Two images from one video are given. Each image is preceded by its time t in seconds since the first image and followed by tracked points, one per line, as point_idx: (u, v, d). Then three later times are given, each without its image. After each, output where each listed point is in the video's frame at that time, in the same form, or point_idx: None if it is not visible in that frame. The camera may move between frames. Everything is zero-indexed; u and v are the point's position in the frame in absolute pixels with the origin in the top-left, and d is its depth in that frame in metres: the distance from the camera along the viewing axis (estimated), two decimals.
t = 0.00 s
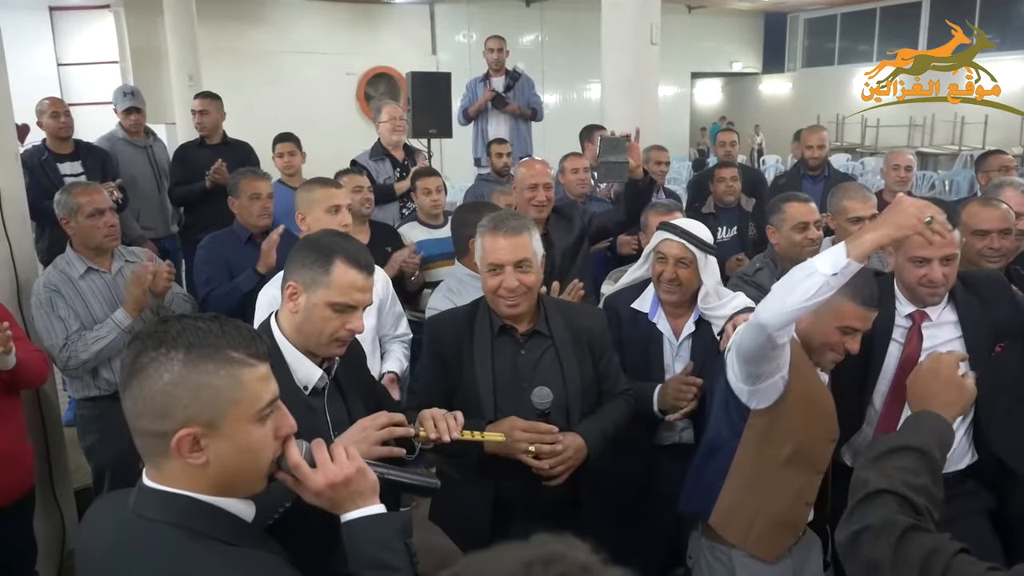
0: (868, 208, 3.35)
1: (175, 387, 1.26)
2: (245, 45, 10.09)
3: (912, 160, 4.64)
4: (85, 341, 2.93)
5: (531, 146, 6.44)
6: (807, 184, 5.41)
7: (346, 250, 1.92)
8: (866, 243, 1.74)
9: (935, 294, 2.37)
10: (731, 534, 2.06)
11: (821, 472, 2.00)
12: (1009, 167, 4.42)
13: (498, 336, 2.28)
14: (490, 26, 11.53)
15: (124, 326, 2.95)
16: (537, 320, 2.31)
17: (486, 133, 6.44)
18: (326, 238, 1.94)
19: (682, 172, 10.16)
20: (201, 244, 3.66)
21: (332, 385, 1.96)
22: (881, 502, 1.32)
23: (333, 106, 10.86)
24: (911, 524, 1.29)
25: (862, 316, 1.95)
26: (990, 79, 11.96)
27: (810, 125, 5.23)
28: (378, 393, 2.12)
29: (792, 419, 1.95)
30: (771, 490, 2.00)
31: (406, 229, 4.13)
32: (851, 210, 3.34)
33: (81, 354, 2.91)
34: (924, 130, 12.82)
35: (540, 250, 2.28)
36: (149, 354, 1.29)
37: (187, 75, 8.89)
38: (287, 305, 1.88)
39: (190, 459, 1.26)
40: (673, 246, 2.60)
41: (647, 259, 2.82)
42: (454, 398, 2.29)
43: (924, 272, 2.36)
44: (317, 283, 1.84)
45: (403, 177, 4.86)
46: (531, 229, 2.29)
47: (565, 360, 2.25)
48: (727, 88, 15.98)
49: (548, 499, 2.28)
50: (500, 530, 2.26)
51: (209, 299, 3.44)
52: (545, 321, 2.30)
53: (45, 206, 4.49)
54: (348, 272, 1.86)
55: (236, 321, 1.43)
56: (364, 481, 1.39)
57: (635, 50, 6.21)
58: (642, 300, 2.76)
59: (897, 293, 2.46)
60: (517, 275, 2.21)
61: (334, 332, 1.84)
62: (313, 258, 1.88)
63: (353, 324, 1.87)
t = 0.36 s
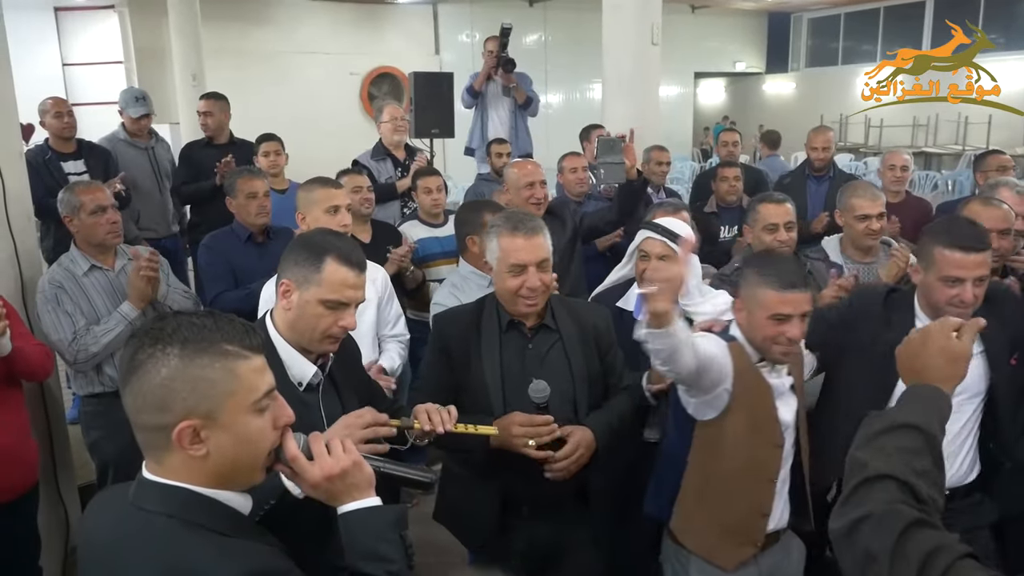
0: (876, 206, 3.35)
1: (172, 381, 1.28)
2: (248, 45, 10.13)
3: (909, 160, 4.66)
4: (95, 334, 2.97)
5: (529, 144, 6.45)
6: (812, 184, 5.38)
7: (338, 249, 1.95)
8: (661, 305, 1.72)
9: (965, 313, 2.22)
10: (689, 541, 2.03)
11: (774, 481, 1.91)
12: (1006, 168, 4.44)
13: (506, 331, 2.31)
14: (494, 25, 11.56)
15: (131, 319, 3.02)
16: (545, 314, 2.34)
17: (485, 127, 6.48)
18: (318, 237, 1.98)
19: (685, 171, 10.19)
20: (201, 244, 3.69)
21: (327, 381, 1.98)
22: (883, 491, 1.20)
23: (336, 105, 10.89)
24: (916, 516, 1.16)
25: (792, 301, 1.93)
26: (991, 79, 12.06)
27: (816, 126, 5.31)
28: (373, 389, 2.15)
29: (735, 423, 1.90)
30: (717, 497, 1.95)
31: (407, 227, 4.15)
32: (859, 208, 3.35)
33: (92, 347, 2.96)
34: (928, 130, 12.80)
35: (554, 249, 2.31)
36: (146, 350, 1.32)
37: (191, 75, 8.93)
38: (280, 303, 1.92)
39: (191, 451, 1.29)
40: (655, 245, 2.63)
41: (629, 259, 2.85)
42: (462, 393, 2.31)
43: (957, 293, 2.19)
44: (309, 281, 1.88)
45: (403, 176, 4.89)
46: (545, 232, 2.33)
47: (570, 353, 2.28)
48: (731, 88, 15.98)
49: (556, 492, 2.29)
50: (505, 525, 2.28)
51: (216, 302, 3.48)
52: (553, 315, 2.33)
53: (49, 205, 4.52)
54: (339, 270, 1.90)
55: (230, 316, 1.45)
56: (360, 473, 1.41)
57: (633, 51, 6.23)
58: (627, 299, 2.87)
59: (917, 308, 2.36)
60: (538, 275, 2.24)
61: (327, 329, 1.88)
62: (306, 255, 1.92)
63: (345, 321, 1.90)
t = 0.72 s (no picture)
0: (888, 206, 3.35)
1: (177, 377, 1.32)
2: (253, 45, 10.17)
3: (906, 161, 4.69)
4: (96, 335, 3.00)
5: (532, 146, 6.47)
6: (815, 184, 5.38)
7: (329, 248, 1.99)
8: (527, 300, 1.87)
9: (990, 293, 2.19)
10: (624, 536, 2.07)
11: (706, 483, 1.95)
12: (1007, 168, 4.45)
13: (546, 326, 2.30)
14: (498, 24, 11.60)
15: (132, 321, 3.03)
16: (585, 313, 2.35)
17: (489, 125, 6.51)
18: (310, 237, 2.02)
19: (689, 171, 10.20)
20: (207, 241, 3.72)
21: (326, 378, 2.01)
22: None
23: (341, 105, 10.93)
24: None
25: (729, 291, 1.97)
26: (990, 79, 12.12)
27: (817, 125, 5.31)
28: (372, 388, 2.19)
29: (674, 421, 1.96)
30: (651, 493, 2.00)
31: (410, 227, 4.19)
32: (877, 208, 3.35)
33: (91, 349, 2.98)
34: (934, 130, 12.79)
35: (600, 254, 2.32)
36: (152, 347, 1.35)
37: (197, 76, 8.96)
38: (276, 303, 1.97)
39: (195, 446, 1.32)
40: (639, 247, 2.67)
41: (611, 259, 2.87)
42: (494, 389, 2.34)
43: (986, 272, 2.17)
44: (300, 280, 1.92)
45: (406, 176, 4.92)
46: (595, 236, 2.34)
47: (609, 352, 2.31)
48: (735, 87, 15.97)
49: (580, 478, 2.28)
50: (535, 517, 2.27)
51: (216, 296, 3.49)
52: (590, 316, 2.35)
53: (56, 204, 4.56)
54: (330, 269, 1.94)
55: (234, 314, 1.49)
56: (360, 467, 1.44)
57: (635, 52, 6.26)
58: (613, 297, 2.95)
59: (938, 293, 2.30)
60: (584, 277, 2.26)
61: (321, 327, 1.92)
62: (298, 255, 1.96)
63: (339, 318, 1.94)
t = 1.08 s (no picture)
0: (868, 210, 3.39)
1: (195, 384, 1.35)
2: (258, 46, 10.22)
3: (905, 163, 4.71)
4: (109, 332, 3.05)
5: (536, 148, 6.50)
6: (815, 185, 5.39)
7: (327, 252, 2.03)
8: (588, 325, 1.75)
9: (949, 304, 2.23)
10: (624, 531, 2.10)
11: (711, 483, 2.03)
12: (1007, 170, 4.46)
13: (544, 330, 2.34)
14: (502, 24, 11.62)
15: (145, 317, 3.10)
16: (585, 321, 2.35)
17: (493, 127, 6.55)
18: (309, 242, 2.05)
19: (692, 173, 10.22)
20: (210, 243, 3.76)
21: (327, 378, 2.05)
22: None
23: (345, 105, 10.97)
24: None
25: (760, 290, 2.01)
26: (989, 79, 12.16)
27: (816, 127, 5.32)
28: (376, 389, 2.22)
29: (688, 422, 1.99)
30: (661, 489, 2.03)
31: (413, 228, 4.25)
32: (851, 212, 3.40)
33: (106, 345, 3.03)
34: (938, 130, 12.78)
35: (598, 260, 2.35)
36: (170, 354, 1.39)
37: (202, 77, 9.00)
38: (277, 306, 2.02)
39: (209, 451, 1.36)
40: (653, 246, 2.70)
41: (622, 260, 2.89)
42: (496, 388, 2.40)
43: (936, 281, 2.22)
44: (299, 285, 1.96)
45: (410, 178, 4.95)
46: (592, 243, 2.36)
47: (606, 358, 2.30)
48: (739, 88, 15.97)
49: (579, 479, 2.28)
50: (533, 514, 2.29)
51: (226, 297, 3.59)
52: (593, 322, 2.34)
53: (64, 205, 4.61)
54: (328, 274, 1.97)
55: (250, 321, 1.52)
56: (370, 469, 1.47)
57: (637, 53, 6.28)
58: (624, 298, 2.97)
59: (904, 305, 2.34)
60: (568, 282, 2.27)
61: (321, 330, 1.96)
62: (295, 261, 2.00)
63: (338, 321, 1.98)
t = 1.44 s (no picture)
0: (842, 210, 3.46)
1: (191, 377, 1.38)
2: (254, 46, 10.24)
3: (897, 163, 4.76)
4: (103, 330, 3.07)
5: (531, 148, 6.53)
6: (806, 185, 5.44)
7: (322, 249, 2.04)
8: (761, 240, 1.88)
9: (904, 308, 2.25)
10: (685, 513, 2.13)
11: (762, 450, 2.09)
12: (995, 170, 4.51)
13: (517, 326, 2.37)
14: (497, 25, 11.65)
15: (138, 316, 3.11)
16: (556, 312, 2.39)
17: (489, 127, 6.59)
18: (305, 238, 2.08)
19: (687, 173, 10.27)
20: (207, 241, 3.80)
21: (323, 372, 2.09)
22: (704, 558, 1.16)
23: (341, 106, 10.99)
24: None
25: (772, 277, 2.20)
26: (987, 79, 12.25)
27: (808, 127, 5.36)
28: (371, 384, 2.25)
29: (724, 396, 2.11)
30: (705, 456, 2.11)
31: (408, 228, 4.29)
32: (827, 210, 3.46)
33: (98, 343, 3.05)
34: (931, 131, 12.86)
35: (562, 254, 2.39)
36: (168, 348, 1.42)
37: (198, 77, 9.03)
38: (273, 302, 2.06)
39: (207, 443, 1.39)
40: (661, 242, 2.71)
41: (634, 253, 2.90)
42: (475, 383, 2.40)
43: (889, 288, 2.23)
44: (294, 281, 1.99)
45: (405, 177, 4.98)
46: (556, 236, 2.40)
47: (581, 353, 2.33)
48: (734, 88, 16.04)
49: (562, 473, 2.32)
50: (517, 509, 2.34)
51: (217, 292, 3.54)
52: (563, 314, 2.38)
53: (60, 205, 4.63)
54: (322, 270, 2.00)
55: (246, 316, 1.55)
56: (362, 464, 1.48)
57: (631, 53, 6.32)
58: (630, 292, 2.96)
59: (864, 309, 2.38)
60: (534, 277, 2.30)
61: (315, 325, 1.99)
62: (291, 257, 2.03)
63: (332, 317, 2.01)
